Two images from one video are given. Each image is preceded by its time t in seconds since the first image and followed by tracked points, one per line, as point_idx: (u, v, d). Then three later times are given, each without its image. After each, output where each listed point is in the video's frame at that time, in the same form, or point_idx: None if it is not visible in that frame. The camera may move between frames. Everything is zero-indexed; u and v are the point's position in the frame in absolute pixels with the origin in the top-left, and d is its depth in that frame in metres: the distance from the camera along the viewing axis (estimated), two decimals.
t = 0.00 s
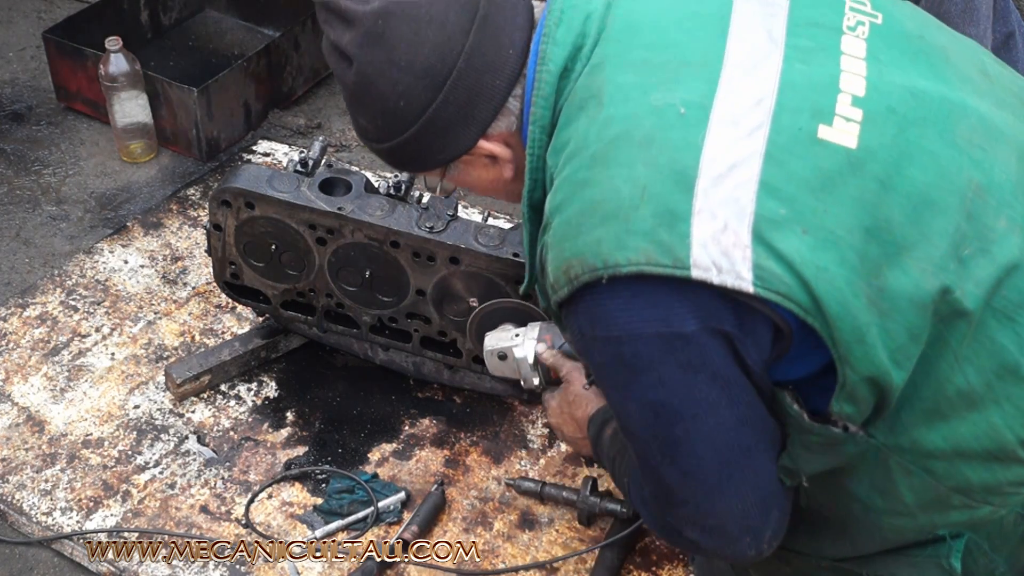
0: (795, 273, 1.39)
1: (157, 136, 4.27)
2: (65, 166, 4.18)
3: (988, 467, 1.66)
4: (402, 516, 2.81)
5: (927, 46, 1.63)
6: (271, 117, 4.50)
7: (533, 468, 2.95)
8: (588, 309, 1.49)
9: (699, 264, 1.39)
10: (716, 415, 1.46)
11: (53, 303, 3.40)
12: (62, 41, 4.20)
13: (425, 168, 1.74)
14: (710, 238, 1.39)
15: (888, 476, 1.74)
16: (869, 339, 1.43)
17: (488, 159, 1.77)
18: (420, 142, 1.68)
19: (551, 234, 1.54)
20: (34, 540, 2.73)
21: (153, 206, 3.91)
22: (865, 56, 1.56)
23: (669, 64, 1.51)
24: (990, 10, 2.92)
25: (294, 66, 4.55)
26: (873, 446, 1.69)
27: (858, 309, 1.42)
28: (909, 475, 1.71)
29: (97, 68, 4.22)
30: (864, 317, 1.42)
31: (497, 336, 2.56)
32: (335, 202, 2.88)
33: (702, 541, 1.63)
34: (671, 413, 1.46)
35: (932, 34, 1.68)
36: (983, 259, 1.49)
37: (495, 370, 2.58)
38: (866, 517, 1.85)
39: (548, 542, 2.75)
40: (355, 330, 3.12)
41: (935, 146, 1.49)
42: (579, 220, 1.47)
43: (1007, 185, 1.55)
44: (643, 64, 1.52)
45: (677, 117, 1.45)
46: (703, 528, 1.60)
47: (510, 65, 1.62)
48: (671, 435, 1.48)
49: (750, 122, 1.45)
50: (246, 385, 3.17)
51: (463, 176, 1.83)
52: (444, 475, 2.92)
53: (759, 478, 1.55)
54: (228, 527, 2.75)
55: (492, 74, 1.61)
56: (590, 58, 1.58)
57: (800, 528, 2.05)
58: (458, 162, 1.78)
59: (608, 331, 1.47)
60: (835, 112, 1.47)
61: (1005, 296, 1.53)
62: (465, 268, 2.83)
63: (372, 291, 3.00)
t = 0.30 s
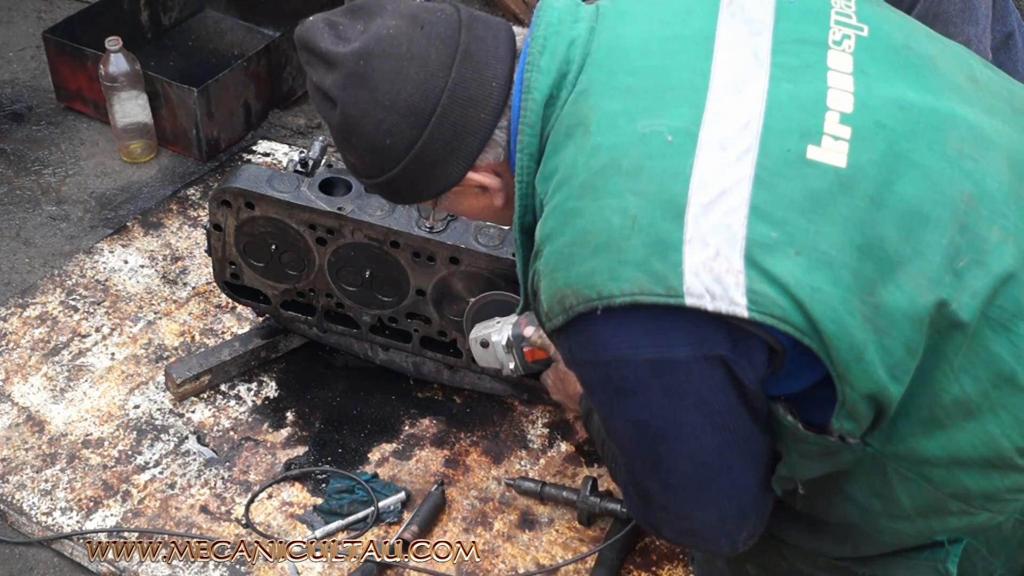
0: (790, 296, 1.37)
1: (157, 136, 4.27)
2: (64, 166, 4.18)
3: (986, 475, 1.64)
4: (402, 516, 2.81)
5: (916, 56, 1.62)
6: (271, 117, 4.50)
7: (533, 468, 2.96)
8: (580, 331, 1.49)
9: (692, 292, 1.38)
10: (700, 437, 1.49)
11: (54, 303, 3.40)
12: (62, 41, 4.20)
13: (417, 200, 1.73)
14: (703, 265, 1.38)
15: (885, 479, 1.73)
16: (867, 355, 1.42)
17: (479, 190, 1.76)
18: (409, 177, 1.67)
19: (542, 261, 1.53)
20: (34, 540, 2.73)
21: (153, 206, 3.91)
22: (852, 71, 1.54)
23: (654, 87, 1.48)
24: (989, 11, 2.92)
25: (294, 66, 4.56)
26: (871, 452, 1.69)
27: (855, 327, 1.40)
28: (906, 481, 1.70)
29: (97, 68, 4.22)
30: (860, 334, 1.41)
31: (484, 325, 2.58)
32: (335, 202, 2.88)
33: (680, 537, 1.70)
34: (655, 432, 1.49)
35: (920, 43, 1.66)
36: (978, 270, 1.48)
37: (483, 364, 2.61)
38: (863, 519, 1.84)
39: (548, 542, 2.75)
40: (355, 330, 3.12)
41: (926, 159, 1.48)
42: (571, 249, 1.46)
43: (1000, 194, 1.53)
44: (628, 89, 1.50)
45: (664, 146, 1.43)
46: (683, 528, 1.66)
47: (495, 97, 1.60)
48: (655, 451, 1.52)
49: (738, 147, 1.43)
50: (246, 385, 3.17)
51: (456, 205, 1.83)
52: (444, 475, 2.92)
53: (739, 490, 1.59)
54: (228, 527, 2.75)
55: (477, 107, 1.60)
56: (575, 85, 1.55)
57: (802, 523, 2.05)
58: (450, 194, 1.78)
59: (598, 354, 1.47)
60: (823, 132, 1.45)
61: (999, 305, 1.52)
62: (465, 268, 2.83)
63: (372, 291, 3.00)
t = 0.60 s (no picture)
0: (786, 288, 1.37)
1: (157, 136, 4.27)
2: (65, 166, 4.18)
3: (980, 470, 1.63)
4: (401, 516, 2.81)
5: (915, 51, 1.62)
6: (271, 117, 4.50)
7: (533, 468, 2.96)
8: (572, 319, 1.49)
9: (687, 282, 1.38)
10: (688, 426, 1.49)
11: (54, 303, 3.40)
12: (62, 41, 4.20)
13: (414, 188, 1.73)
14: (699, 256, 1.39)
15: (878, 472, 1.73)
16: (862, 349, 1.42)
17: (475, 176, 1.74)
18: (406, 164, 1.67)
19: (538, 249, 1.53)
20: (34, 540, 2.73)
21: (153, 206, 3.91)
22: (851, 63, 1.54)
23: (652, 78, 1.49)
24: (988, 10, 2.92)
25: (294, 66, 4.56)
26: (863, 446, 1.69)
27: (850, 319, 1.40)
28: (899, 474, 1.70)
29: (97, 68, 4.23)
30: (856, 327, 1.41)
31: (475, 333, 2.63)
32: (335, 202, 2.88)
33: (662, 521, 1.71)
34: (643, 420, 1.50)
35: (919, 38, 1.66)
36: (975, 265, 1.47)
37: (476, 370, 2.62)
38: (854, 513, 1.84)
39: (548, 542, 2.75)
40: (355, 330, 3.12)
41: (923, 153, 1.47)
42: (566, 239, 1.47)
43: (998, 189, 1.52)
44: (627, 77, 1.50)
45: (662, 136, 1.43)
46: (669, 514, 1.67)
47: (493, 84, 1.60)
48: (641, 439, 1.53)
49: (736, 138, 1.43)
50: (246, 385, 3.17)
51: (452, 194, 1.81)
52: (444, 475, 2.92)
53: (725, 477, 1.60)
54: (228, 527, 2.74)
55: (474, 94, 1.59)
56: (574, 74, 1.55)
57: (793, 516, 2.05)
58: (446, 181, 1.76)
59: (590, 342, 1.48)
60: (821, 124, 1.45)
61: (994, 300, 1.51)
62: (465, 268, 2.83)
63: (372, 291, 3.00)
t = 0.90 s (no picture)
0: (806, 235, 1.37)
1: (157, 136, 4.27)
2: (65, 166, 4.18)
3: (980, 447, 1.67)
4: (402, 516, 2.81)
5: (941, 16, 1.63)
6: (271, 117, 4.49)
7: (533, 468, 2.96)
8: (584, 257, 1.46)
9: (709, 221, 1.37)
10: (696, 374, 1.45)
11: (53, 303, 3.40)
12: (62, 41, 4.20)
13: (425, 107, 1.66)
14: (723, 196, 1.37)
15: (877, 447, 1.70)
16: (874, 305, 1.43)
17: (490, 99, 1.69)
18: (421, 79, 1.60)
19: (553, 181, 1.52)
20: (34, 540, 2.73)
21: (153, 206, 3.91)
22: (881, 22, 1.55)
23: (685, 19, 1.50)
24: (988, 10, 2.92)
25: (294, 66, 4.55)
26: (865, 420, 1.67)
27: (866, 274, 1.41)
28: (898, 450, 1.69)
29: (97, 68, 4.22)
30: (871, 283, 1.42)
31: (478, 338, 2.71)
32: (335, 202, 2.88)
33: (657, 484, 1.65)
34: (650, 366, 1.46)
35: (944, 4, 1.67)
36: (987, 233, 1.52)
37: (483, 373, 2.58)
38: (845, 497, 1.81)
39: (548, 542, 2.75)
40: (355, 330, 3.12)
41: (948, 116, 1.49)
42: (586, 170, 1.45)
43: (1014, 162, 1.56)
44: (658, 19, 1.51)
45: (692, 72, 1.43)
46: (665, 476, 1.61)
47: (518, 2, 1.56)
48: (645, 387, 1.49)
49: (766, 82, 1.43)
50: (246, 385, 3.17)
51: (463, 118, 1.74)
52: (444, 475, 2.92)
53: (727, 437, 1.55)
54: (228, 527, 2.75)
55: (498, 8, 1.55)
56: (602, 8, 1.58)
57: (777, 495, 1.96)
58: (459, 102, 1.70)
59: (601, 281, 1.44)
60: (853, 77, 1.45)
61: (1004, 272, 1.55)
62: (465, 268, 2.83)
63: (372, 291, 3.00)
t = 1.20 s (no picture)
0: (865, 171, 1.31)
1: (157, 136, 4.27)
2: (65, 166, 4.18)
3: (990, 422, 1.65)
4: (401, 516, 2.81)
5: None
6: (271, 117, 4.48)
7: (533, 468, 2.96)
8: (634, 181, 1.31)
9: (776, 144, 1.27)
10: (754, 317, 1.30)
11: (53, 303, 3.40)
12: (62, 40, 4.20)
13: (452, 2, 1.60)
14: (790, 119, 1.29)
15: (894, 421, 1.61)
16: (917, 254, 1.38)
17: None
18: None
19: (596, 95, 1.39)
20: (34, 540, 2.73)
21: (153, 206, 3.90)
22: None
23: None
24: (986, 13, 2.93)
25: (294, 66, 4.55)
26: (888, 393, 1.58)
27: (915, 219, 1.36)
28: (914, 423, 1.61)
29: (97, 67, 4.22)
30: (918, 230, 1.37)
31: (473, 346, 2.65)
32: (335, 202, 2.88)
33: (695, 463, 1.46)
34: (705, 308, 1.28)
35: None
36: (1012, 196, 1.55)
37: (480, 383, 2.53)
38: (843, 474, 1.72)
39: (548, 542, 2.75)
40: (355, 330, 3.12)
41: (992, 72, 1.50)
42: (642, 79, 1.32)
43: None
44: None
45: None
46: (706, 448, 1.41)
47: None
48: (696, 337, 1.30)
49: (834, 9, 1.37)
50: (247, 385, 3.17)
51: (489, 23, 1.63)
52: (444, 475, 2.92)
53: (775, 399, 1.38)
54: (228, 527, 2.74)
55: None
56: None
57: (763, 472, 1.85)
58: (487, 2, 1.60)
59: (654, 206, 1.29)
60: (913, 17, 1.43)
61: None
62: (465, 268, 2.83)
63: (372, 291, 3.00)
